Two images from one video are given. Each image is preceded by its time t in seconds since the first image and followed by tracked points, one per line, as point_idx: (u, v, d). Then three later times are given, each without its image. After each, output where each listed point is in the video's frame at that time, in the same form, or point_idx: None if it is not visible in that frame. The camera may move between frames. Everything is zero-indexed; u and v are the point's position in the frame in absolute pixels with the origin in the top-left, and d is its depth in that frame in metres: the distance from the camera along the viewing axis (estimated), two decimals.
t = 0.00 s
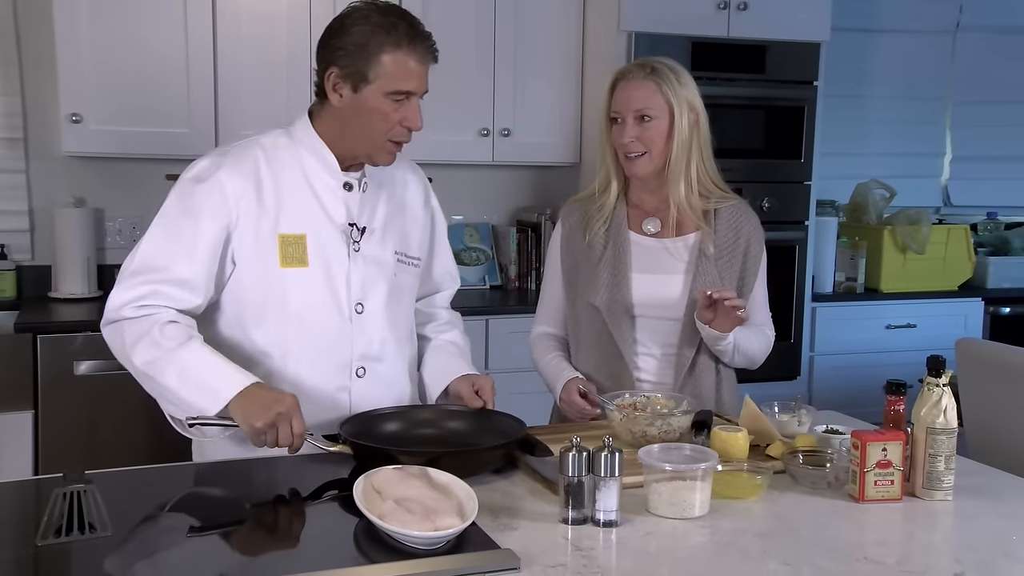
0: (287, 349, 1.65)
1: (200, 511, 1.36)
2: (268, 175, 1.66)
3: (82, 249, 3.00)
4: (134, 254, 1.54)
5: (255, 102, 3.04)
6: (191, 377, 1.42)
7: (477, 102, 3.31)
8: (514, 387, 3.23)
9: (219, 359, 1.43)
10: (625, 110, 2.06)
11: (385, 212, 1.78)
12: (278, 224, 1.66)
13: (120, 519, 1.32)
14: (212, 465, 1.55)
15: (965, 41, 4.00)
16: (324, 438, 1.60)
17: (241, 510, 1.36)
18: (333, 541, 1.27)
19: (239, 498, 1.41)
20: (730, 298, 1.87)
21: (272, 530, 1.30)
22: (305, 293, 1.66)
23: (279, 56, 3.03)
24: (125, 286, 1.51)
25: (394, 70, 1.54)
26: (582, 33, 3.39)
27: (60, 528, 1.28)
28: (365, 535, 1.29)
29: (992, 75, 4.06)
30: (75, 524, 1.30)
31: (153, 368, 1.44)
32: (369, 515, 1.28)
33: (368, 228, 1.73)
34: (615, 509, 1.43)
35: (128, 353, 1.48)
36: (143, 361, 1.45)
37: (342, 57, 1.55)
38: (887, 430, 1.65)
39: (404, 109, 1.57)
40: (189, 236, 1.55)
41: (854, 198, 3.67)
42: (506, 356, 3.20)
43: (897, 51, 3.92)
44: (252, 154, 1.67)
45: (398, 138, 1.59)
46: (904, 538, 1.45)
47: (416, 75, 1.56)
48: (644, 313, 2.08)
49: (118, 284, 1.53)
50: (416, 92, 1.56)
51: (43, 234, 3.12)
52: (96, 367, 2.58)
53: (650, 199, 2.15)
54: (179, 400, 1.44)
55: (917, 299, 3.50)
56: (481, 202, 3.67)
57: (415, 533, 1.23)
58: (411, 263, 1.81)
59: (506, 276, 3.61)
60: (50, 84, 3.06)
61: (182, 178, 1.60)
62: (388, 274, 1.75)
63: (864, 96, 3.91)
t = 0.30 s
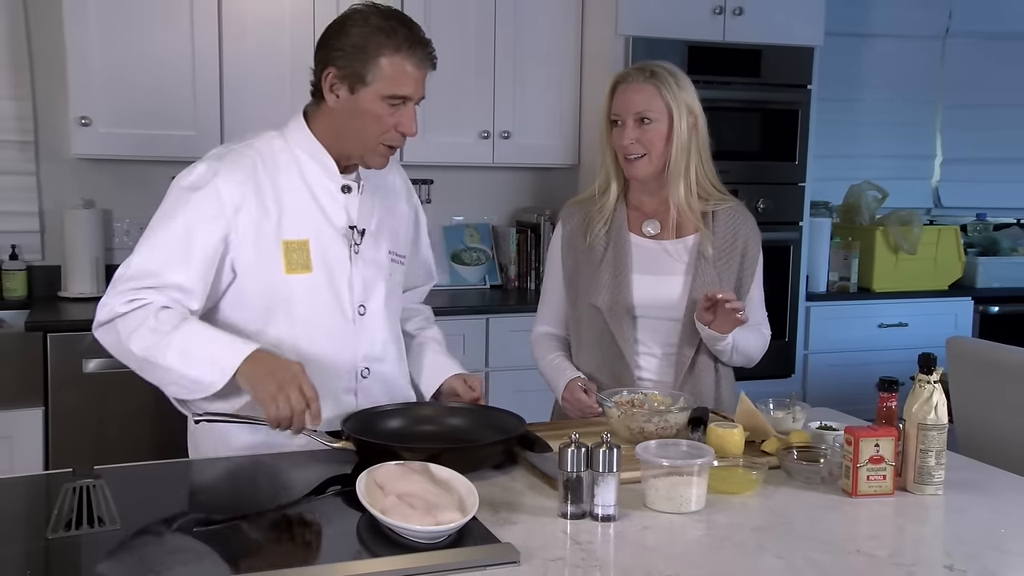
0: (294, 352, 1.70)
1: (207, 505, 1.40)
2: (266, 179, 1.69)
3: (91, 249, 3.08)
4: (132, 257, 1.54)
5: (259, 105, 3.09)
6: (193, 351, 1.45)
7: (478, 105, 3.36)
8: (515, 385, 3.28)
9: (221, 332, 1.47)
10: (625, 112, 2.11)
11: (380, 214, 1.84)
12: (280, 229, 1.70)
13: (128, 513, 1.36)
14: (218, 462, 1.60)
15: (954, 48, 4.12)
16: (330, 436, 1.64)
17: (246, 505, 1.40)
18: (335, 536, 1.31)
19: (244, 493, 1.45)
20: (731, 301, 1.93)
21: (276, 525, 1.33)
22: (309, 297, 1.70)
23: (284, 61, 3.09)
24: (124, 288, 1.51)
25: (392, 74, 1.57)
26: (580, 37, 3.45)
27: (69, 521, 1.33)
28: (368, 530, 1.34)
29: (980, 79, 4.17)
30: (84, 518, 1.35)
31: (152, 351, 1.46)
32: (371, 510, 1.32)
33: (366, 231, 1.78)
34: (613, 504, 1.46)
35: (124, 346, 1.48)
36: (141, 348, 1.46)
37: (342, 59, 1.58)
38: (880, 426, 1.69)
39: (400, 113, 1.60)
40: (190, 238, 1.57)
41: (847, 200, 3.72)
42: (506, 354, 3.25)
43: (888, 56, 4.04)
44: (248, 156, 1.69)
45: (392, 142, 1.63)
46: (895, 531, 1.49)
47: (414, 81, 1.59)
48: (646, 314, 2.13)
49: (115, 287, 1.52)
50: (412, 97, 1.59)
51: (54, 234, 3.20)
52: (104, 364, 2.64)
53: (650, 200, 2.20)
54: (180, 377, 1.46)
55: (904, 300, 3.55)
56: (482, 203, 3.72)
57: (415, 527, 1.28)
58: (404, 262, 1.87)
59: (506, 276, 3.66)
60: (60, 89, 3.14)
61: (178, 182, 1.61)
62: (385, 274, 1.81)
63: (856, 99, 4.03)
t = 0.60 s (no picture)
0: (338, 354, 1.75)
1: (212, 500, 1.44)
2: (332, 178, 1.68)
3: (100, 249, 3.15)
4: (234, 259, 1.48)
5: (263, 107, 3.17)
6: (349, 346, 1.43)
7: (478, 106, 3.40)
8: (514, 382, 3.33)
9: (356, 322, 1.45)
10: (627, 116, 2.15)
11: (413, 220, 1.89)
12: (342, 228, 1.69)
13: (136, 508, 1.41)
14: (224, 459, 1.65)
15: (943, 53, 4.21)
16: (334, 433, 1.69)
17: (251, 500, 1.45)
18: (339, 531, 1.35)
19: (247, 488, 1.50)
20: (735, 299, 1.97)
21: (282, 519, 1.38)
22: (362, 299, 1.73)
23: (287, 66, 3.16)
24: (243, 291, 1.46)
25: (445, 85, 1.60)
26: (579, 41, 3.50)
27: (79, 514, 1.38)
28: (371, 524, 1.38)
29: (970, 84, 4.27)
30: (94, 511, 1.39)
31: (309, 351, 1.43)
32: (374, 504, 1.36)
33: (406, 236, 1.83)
34: (611, 499, 1.51)
35: (270, 350, 1.44)
36: (297, 349, 1.43)
37: (396, 69, 1.61)
38: (873, 422, 1.71)
39: (448, 123, 1.64)
40: (291, 240, 1.54)
41: (841, 201, 3.82)
42: (506, 352, 3.30)
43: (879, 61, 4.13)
44: (310, 155, 1.67)
45: (439, 150, 1.68)
46: (887, 525, 1.52)
47: (466, 92, 1.63)
48: (646, 314, 2.18)
49: (230, 290, 1.46)
50: (461, 108, 1.63)
51: (63, 234, 3.28)
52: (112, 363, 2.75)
53: (648, 202, 2.25)
54: (337, 373, 1.43)
55: (904, 298, 3.61)
56: (482, 204, 3.78)
57: (417, 521, 1.32)
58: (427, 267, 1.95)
59: (506, 275, 3.70)
60: (70, 95, 3.23)
61: (255, 181, 1.56)
62: (419, 276, 1.87)
63: (848, 103, 4.12)
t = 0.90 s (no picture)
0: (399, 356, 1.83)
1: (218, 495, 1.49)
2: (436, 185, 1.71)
3: (108, 250, 3.20)
4: (416, 258, 1.51)
5: (267, 110, 3.22)
6: (546, 357, 1.49)
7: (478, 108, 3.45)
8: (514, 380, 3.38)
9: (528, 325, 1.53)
10: (637, 122, 2.15)
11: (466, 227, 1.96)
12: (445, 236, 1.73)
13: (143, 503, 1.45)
14: (230, 454, 1.69)
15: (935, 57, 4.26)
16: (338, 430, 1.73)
17: (256, 496, 1.49)
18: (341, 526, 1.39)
19: (253, 484, 1.54)
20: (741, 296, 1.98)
21: (284, 515, 1.42)
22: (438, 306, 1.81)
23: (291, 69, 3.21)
24: (440, 290, 1.49)
25: (510, 101, 1.60)
26: (578, 44, 3.54)
27: (88, 509, 1.43)
28: (373, 520, 1.42)
29: (962, 87, 4.32)
30: (103, 506, 1.44)
31: (510, 351, 1.48)
32: (376, 500, 1.41)
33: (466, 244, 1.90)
34: (610, 494, 1.54)
35: (471, 349, 1.48)
36: (497, 349, 1.48)
37: (466, 81, 1.62)
38: (866, 419, 1.70)
39: (510, 137, 1.64)
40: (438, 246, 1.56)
41: (835, 202, 3.87)
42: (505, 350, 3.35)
43: (872, 65, 4.18)
44: (414, 162, 1.68)
45: (499, 162, 1.68)
46: (881, 518, 1.54)
47: (532, 109, 1.62)
48: (650, 314, 2.21)
49: (427, 289, 1.49)
50: (524, 123, 1.62)
51: (72, 234, 3.33)
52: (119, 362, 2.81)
53: (650, 204, 2.28)
54: (531, 379, 1.49)
55: (894, 297, 3.66)
56: (483, 205, 3.83)
57: (420, 517, 1.36)
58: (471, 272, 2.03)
59: (507, 275, 3.74)
60: (78, 98, 3.27)
61: (397, 182, 1.56)
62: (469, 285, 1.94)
63: (843, 107, 4.17)
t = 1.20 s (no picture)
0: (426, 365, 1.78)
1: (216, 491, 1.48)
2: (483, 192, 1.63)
3: (108, 249, 3.20)
4: (476, 263, 1.40)
5: (269, 111, 3.23)
6: (603, 372, 1.36)
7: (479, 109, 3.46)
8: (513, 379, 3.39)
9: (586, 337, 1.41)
10: (654, 127, 2.12)
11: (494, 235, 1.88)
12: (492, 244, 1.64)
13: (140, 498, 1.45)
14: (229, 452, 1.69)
15: (934, 57, 4.26)
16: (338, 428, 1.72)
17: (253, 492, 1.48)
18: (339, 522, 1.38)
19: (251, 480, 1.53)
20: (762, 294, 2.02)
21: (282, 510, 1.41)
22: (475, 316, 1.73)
23: (292, 70, 3.22)
24: (503, 295, 1.36)
25: (558, 119, 1.54)
26: (578, 44, 3.55)
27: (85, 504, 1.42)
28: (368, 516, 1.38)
29: (961, 87, 4.33)
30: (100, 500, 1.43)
31: (571, 361, 1.34)
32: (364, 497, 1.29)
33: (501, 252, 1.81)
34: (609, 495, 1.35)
35: (532, 358, 1.34)
36: (557, 357, 1.34)
37: (513, 93, 1.55)
38: (865, 416, 1.59)
39: (554, 152, 1.59)
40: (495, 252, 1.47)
41: (834, 202, 3.88)
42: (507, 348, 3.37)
43: (872, 65, 4.19)
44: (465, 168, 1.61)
45: (540, 176, 1.64)
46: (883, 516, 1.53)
47: (579, 126, 1.56)
48: (659, 314, 2.19)
49: (489, 294, 1.36)
50: (570, 140, 1.57)
51: (73, 234, 3.34)
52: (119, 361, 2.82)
53: (655, 205, 2.26)
54: (589, 395, 1.35)
55: (892, 296, 3.67)
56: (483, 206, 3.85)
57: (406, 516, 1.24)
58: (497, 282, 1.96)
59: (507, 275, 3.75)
60: (79, 98, 3.28)
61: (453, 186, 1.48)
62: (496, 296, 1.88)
63: (842, 107, 4.18)
